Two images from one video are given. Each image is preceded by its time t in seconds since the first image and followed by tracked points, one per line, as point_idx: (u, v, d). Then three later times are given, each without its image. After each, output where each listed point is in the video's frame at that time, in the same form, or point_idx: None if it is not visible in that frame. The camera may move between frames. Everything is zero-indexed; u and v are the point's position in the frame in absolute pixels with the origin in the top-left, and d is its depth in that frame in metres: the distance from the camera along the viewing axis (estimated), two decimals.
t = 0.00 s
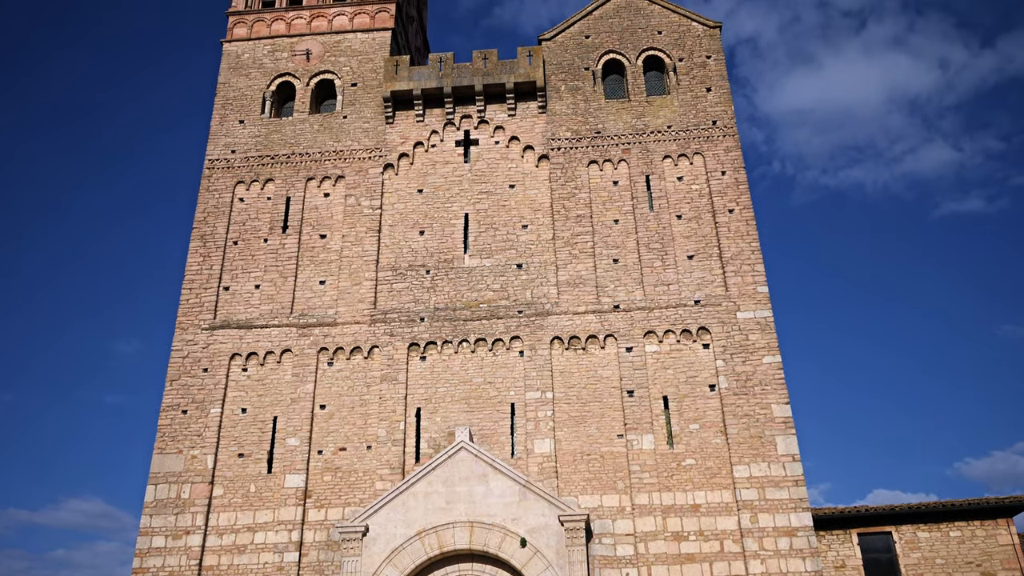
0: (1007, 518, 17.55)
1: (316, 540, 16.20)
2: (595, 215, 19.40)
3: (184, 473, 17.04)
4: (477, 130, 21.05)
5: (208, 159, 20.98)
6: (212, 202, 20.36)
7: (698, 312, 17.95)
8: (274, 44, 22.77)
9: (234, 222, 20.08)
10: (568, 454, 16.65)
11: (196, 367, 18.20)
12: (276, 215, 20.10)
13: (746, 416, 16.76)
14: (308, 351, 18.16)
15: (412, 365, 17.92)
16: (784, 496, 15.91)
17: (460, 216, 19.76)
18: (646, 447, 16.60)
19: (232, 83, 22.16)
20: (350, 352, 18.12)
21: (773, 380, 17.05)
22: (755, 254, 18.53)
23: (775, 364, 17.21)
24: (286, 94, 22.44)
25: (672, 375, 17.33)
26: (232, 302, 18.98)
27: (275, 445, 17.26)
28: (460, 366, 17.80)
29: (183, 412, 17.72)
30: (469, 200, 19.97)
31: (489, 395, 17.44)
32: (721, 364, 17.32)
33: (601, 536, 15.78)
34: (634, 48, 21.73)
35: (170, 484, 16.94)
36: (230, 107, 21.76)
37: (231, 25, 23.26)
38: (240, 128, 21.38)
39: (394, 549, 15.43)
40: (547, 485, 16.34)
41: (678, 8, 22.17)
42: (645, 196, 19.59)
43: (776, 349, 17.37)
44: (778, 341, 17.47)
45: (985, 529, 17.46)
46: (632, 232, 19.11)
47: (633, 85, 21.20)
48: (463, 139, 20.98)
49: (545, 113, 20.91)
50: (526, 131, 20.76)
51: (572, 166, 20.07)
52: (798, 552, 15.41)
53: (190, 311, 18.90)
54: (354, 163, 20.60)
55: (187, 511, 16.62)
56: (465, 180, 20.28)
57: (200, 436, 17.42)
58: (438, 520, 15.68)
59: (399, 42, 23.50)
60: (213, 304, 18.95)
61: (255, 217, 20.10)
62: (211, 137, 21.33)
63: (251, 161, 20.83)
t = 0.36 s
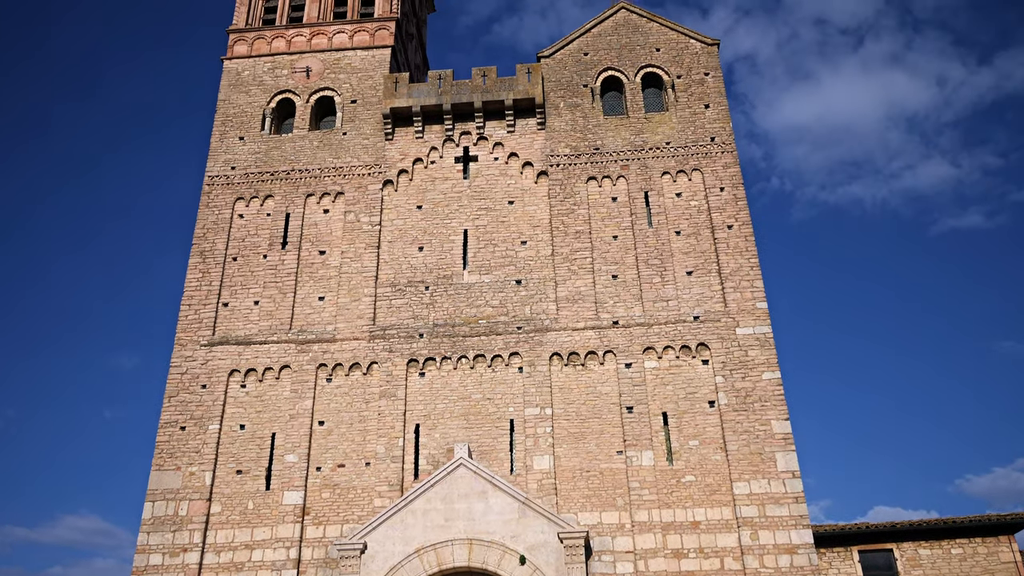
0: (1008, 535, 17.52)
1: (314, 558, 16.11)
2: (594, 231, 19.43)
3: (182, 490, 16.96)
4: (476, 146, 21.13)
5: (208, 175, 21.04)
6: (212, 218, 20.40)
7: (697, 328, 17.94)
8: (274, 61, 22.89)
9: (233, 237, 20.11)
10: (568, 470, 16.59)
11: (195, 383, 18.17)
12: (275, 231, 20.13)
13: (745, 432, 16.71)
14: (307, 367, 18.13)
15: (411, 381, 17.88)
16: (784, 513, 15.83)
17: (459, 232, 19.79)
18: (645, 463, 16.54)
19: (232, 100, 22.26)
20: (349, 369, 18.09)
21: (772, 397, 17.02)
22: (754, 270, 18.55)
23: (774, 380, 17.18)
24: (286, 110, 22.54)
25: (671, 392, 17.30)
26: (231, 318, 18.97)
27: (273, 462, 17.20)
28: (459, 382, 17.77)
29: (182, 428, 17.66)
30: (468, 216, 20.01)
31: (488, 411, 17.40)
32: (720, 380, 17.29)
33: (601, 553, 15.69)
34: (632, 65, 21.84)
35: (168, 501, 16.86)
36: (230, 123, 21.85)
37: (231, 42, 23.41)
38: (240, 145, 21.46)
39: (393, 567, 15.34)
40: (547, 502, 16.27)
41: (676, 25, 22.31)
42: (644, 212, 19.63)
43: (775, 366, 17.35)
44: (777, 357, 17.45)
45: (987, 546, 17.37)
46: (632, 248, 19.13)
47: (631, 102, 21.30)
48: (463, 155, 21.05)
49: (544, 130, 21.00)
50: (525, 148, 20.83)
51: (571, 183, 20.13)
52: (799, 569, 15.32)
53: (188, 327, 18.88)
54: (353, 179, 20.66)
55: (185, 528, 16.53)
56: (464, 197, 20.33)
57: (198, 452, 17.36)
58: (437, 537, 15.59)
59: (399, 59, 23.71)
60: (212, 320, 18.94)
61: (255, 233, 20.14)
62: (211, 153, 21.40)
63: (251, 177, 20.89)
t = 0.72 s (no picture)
0: (1010, 550, 17.47)
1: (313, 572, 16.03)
2: (594, 244, 19.46)
3: (180, 503, 16.90)
4: (476, 160, 21.19)
5: (208, 189, 21.08)
6: (212, 231, 20.43)
7: (697, 341, 17.93)
8: (275, 75, 22.99)
9: (233, 250, 20.14)
10: (567, 484, 16.54)
11: (194, 397, 18.14)
12: (275, 244, 20.16)
13: (745, 446, 16.67)
14: (306, 381, 18.11)
15: (411, 394, 17.86)
16: (785, 527, 15.77)
17: (459, 245, 19.82)
18: (645, 477, 16.49)
19: (233, 114, 22.35)
20: (349, 382, 18.06)
21: (772, 410, 16.99)
22: (754, 283, 18.56)
23: (774, 394, 17.15)
24: (286, 124, 22.62)
25: (671, 405, 17.27)
26: (230, 331, 18.96)
27: (272, 476, 17.15)
28: (458, 396, 17.74)
29: (180, 441, 17.62)
30: (468, 230, 20.04)
31: (488, 425, 17.36)
32: (720, 394, 17.27)
33: (601, 568, 15.62)
34: (631, 80, 21.93)
35: (166, 514, 16.80)
36: (231, 137, 21.92)
37: (232, 56, 23.52)
38: (240, 158, 21.52)
39: None
40: (546, 516, 16.21)
41: (675, 40, 22.43)
42: (643, 226, 19.66)
43: (775, 379, 17.33)
44: (777, 371, 17.43)
45: (989, 561, 17.29)
46: (631, 262, 19.15)
47: (631, 116, 21.38)
48: (462, 169, 21.11)
49: (544, 144, 21.07)
50: (524, 162, 20.89)
51: (570, 196, 20.18)
52: None
53: (188, 340, 18.87)
54: (353, 192, 20.70)
55: (183, 542, 16.46)
56: (464, 210, 20.37)
57: (197, 466, 17.31)
58: (436, 551, 15.50)
59: (399, 73, 23.81)
60: (211, 333, 18.94)
61: (255, 246, 20.16)
62: (211, 167, 21.45)
63: (251, 190, 20.93)
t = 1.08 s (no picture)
0: (1012, 563, 17.45)
1: None
2: (594, 256, 19.48)
3: (179, 515, 16.84)
4: (476, 172, 21.24)
5: (209, 200, 21.12)
6: (212, 242, 20.45)
7: (697, 353, 17.92)
8: (276, 87, 23.08)
9: (234, 262, 20.16)
10: (567, 496, 16.49)
11: (193, 408, 18.11)
12: (276, 256, 20.18)
13: (746, 458, 16.62)
14: (306, 392, 18.08)
15: (410, 406, 17.83)
16: (786, 540, 15.70)
17: (459, 257, 19.83)
18: (645, 489, 16.44)
19: (234, 126, 22.42)
20: (349, 394, 18.04)
21: (773, 423, 16.95)
22: (754, 295, 18.57)
23: (775, 406, 17.12)
24: (287, 136, 22.68)
25: (671, 418, 17.23)
26: (230, 343, 18.95)
27: (271, 488, 17.10)
28: (458, 408, 17.71)
29: (179, 453, 17.58)
30: (468, 241, 20.06)
31: (488, 437, 17.32)
32: (720, 406, 17.24)
33: None
34: (631, 92, 22.01)
35: (165, 527, 16.73)
36: (231, 149, 21.99)
37: (233, 68, 23.61)
38: (241, 170, 21.57)
39: None
40: (546, 529, 16.15)
41: (676, 53, 22.53)
42: (643, 238, 19.68)
43: (776, 392, 17.30)
44: (778, 383, 17.40)
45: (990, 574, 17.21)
46: (631, 273, 19.16)
47: (631, 128, 21.44)
48: (463, 181, 21.16)
49: (544, 156, 21.12)
50: (524, 174, 20.94)
51: (570, 208, 20.21)
52: None
53: (187, 352, 18.86)
54: (354, 204, 20.74)
55: (181, 554, 16.40)
56: (464, 222, 20.40)
57: (196, 478, 17.26)
58: (435, 564, 15.40)
59: (399, 85, 23.80)
60: (211, 344, 18.93)
61: (255, 258, 20.18)
62: (212, 178, 21.50)
63: (252, 202, 20.97)
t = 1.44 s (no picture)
0: None
1: None
2: (595, 268, 19.49)
3: (179, 529, 16.77)
4: (476, 184, 21.28)
5: (210, 213, 21.16)
6: (213, 255, 20.47)
7: (698, 366, 17.89)
8: (277, 100, 23.17)
9: (234, 274, 20.17)
10: (568, 509, 16.43)
11: (193, 421, 18.08)
12: (276, 268, 20.19)
13: (747, 471, 16.56)
14: (306, 405, 18.05)
15: (411, 419, 17.79)
16: (788, 553, 15.63)
17: (459, 269, 19.84)
18: (647, 502, 16.38)
19: (235, 139, 22.49)
20: (349, 407, 18.00)
21: (775, 435, 16.90)
22: (755, 307, 18.56)
23: (776, 418, 17.08)
24: (287, 149, 22.74)
25: (672, 430, 17.19)
26: (230, 356, 18.94)
27: (271, 501, 17.05)
28: (459, 421, 17.67)
29: (179, 466, 17.54)
30: (468, 254, 20.08)
31: (488, 450, 17.27)
32: (722, 419, 17.19)
33: None
34: (631, 105, 22.07)
35: (164, 540, 16.67)
36: (232, 162, 22.04)
37: (235, 82, 23.71)
38: (242, 183, 21.62)
39: None
40: (547, 542, 16.08)
41: (675, 65, 22.61)
42: (644, 250, 19.70)
43: (777, 404, 17.26)
44: (779, 396, 17.36)
45: None
46: (632, 286, 19.16)
47: (631, 141, 21.49)
48: (463, 194, 21.20)
49: (545, 168, 21.17)
50: (525, 186, 20.98)
51: (571, 220, 20.24)
52: None
53: (188, 365, 18.84)
54: (354, 217, 20.78)
55: (181, 569, 16.33)
56: (464, 234, 20.42)
57: (196, 491, 17.21)
58: None
59: (399, 97, 23.80)
60: (211, 357, 18.91)
61: (256, 270, 20.20)
62: (213, 192, 21.54)
63: (252, 215, 21.01)
